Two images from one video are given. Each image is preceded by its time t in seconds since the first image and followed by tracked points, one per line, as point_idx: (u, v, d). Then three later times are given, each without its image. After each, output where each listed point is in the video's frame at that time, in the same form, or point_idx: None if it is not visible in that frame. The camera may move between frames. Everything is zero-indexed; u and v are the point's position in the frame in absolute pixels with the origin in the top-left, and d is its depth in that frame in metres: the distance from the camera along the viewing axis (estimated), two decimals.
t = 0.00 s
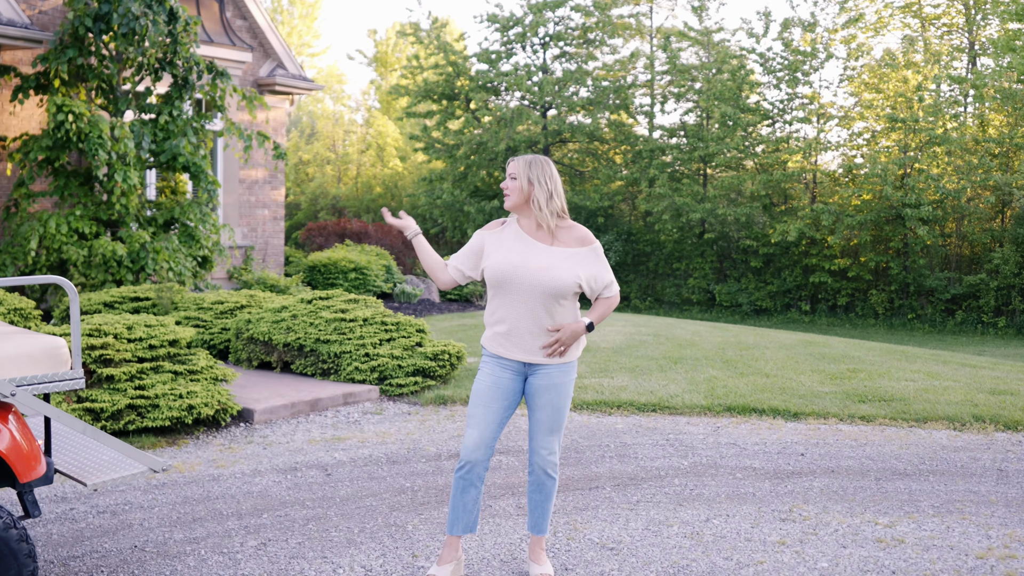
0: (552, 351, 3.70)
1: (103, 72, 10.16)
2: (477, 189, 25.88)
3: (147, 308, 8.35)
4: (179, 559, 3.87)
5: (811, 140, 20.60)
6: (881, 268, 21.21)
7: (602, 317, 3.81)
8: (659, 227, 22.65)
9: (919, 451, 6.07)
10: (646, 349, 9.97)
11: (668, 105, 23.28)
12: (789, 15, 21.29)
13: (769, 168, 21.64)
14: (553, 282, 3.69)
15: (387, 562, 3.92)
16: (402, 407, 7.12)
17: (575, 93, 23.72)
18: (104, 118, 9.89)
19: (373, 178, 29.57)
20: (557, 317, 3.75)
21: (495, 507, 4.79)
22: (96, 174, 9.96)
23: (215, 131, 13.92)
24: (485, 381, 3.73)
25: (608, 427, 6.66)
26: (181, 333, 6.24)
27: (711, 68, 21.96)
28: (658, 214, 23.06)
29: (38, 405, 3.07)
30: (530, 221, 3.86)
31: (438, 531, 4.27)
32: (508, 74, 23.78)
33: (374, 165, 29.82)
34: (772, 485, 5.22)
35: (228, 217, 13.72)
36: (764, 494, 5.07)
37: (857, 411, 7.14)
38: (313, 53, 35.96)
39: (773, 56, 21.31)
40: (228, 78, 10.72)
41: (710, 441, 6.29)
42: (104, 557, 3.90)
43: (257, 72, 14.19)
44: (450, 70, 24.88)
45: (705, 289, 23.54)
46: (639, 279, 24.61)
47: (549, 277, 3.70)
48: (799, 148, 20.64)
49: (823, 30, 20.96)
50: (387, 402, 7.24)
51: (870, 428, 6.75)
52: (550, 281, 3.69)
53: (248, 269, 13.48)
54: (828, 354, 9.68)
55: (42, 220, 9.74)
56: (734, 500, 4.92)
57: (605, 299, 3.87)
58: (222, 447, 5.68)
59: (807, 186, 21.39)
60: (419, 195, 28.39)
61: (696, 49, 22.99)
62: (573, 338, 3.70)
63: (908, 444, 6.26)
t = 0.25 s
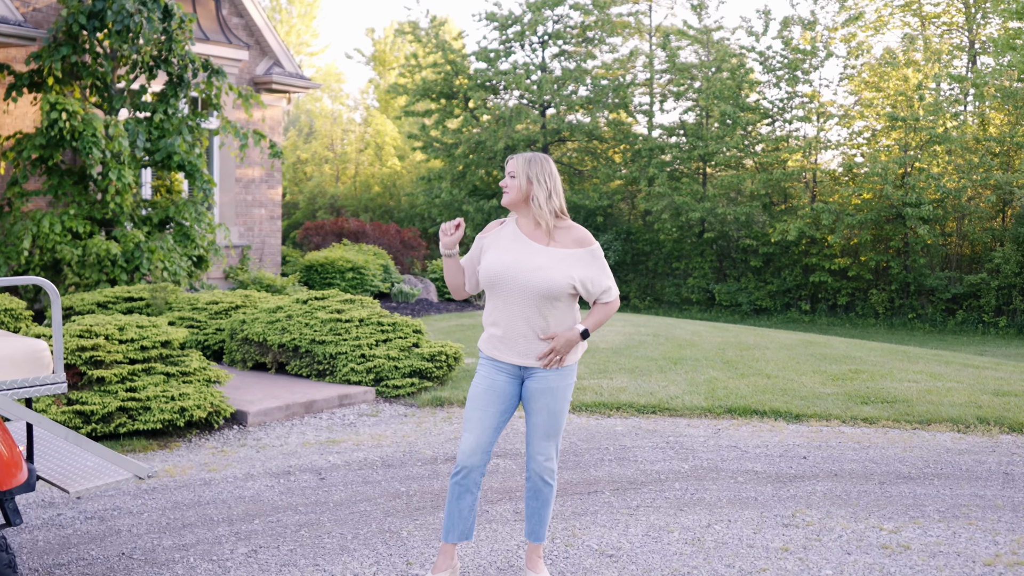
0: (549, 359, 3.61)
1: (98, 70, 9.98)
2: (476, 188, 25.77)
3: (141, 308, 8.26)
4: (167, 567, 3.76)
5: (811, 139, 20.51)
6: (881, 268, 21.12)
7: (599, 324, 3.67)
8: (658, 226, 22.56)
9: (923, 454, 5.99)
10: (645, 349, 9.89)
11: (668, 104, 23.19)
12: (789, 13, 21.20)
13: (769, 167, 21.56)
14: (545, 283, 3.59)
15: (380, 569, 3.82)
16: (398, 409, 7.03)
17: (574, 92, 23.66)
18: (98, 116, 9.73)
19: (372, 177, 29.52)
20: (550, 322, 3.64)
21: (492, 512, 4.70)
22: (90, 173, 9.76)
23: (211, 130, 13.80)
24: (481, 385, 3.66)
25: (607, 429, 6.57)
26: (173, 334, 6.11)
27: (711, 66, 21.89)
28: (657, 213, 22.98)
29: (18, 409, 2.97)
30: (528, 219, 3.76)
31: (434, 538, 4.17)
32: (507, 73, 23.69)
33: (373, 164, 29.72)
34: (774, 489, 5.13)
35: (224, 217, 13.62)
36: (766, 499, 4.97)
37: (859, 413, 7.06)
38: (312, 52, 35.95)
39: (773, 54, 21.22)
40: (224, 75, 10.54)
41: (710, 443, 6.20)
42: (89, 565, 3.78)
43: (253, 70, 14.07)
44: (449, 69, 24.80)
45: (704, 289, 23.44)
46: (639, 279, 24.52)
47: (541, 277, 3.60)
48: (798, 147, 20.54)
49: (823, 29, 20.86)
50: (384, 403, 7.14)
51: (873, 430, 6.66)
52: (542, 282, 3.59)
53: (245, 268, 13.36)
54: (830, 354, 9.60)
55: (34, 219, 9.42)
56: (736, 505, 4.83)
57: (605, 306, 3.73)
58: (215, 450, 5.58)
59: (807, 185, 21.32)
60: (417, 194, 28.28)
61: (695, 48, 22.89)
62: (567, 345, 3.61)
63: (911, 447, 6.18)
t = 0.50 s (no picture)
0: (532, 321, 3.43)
1: (92, 68, 9.84)
2: (475, 187, 25.66)
3: (135, 309, 8.15)
4: None
5: (811, 138, 20.42)
6: (882, 267, 21.04)
7: (588, 318, 3.49)
8: (658, 225, 22.48)
9: (927, 457, 5.90)
10: (645, 350, 9.80)
11: (668, 103, 23.09)
12: (789, 12, 21.09)
13: (769, 166, 21.49)
14: (546, 283, 3.53)
15: None
16: (395, 411, 6.93)
17: (574, 91, 23.60)
18: (92, 114, 9.54)
19: (371, 176, 29.44)
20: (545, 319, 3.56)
21: (489, 517, 4.61)
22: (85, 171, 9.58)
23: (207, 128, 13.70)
24: (476, 388, 3.56)
25: (606, 431, 6.48)
26: (165, 335, 5.99)
27: (711, 65, 21.82)
28: (657, 212, 22.89)
29: None
30: (531, 219, 3.66)
31: (428, 544, 4.08)
32: (506, 71, 23.60)
33: (372, 163, 29.64)
34: (777, 493, 5.05)
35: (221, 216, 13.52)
36: (768, 503, 4.88)
37: (862, 415, 6.98)
38: (312, 51, 35.95)
39: (773, 53, 21.14)
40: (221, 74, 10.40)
41: (711, 446, 6.10)
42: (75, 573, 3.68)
43: (250, 68, 13.97)
44: (448, 68, 24.72)
45: (705, 288, 23.34)
46: (639, 278, 24.44)
47: (542, 278, 3.53)
48: (799, 146, 20.45)
49: (824, 27, 20.77)
50: (380, 405, 7.05)
51: (877, 432, 6.57)
52: (542, 282, 3.53)
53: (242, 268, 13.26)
54: (831, 355, 9.51)
55: (28, 218, 9.27)
56: (737, 510, 4.74)
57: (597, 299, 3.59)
58: (207, 454, 5.48)
59: (807, 184, 21.25)
60: (417, 194, 28.18)
61: (695, 47, 22.78)
62: (551, 320, 3.44)
63: (915, 450, 6.09)
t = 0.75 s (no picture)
0: (502, 305, 3.32)
1: (88, 66, 9.70)
2: (475, 187, 25.56)
3: (129, 310, 8.05)
4: None
5: (813, 137, 20.32)
6: (884, 267, 20.93)
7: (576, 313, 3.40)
8: (659, 225, 22.39)
9: (932, 460, 5.80)
10: (646, 350, 9.71)
11: (669, 102, 22.96)
12: (790, 10, 20.99)
13: (771, 165, 21.38)
14: (547, 285, 3.43)
15: None
16: (392, 413, 6.84)
17: (574, 90, 23.52)
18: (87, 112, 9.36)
19: (371, 175, 29.36)
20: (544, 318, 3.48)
21: (485, 523, 4.51)
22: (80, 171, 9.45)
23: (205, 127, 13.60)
24: (472, 393, 3.45)
25: (606, 434, 6.39)
26: (158, 336, 5.88)
27: (712, 63, 21.71)
28: (658, 211, 22.80)
29: None
30: (525, 219, 3.53)
31: (422, 552, 3.98)
32: (506, 70, 23.50)
33: (372, 163, 29.55)
34: (779, 497, 4.95)
35: (219, 216, 13.43)
36: (770, 508, 4.79)
37: (866, 417, 6.88)
38: (312, 50, 36.09)
39: (775, 51, 21.02)
40: (217, 71, 10.29)
41: (712, 448, 6.01)
42: None
43: (248, 67, 13.87)
44: (448, 67, 24.63)
45: (706, 288, 23.24)
46: (639, 278, 24.34)
47: (543, 280, 3.44)
48: (800, 145, 20.35)
49: (826, 26, 20.65)
50: (377, 407, 6.96)
51: (880, 435, 6.47)
52: (542, 284, 3.43)
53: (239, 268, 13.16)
54: (834, 356, 9.41)
55: (23, 217, 9.11)
56: (739, 515, 4.64)
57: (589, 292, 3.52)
58: (200, 457, 5.38)
59: (809, 183, 21.15)
60: (417, 193, 28.10)
61: (696, 45, 22.70)
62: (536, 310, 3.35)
63: (920, 452, 5.99)
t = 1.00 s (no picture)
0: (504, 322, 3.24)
1: (84, 64, 9.56)
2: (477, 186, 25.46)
3: (125, 310, 7.95)
4: None
5: (815, 136, 20.23)
6: (887, 267, 20.82)
7: (578, 322, 3.34)
8: (662, 224, 22.28)
9: (939, 464, 5.70)
10: (648, 351, 9.61)
11: (671, 101, 22.85)
12: (793, 8, 20.87)
13: (774, 164, 21.27)
14: (547, 289, 3.34)
15: None
16: (389, 416, 6.74)
17: (577, 89, 23.42)
18: (84, 111, 9.21)
19: (373, 175, 29.28)
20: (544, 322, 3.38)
21: (482, 530, 4.42)
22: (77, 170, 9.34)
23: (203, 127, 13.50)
24: (468, 399, 3.34)
25: (606, 437, 6.30)
26: (151, 338, 5.77)
27: (715, 62, 21.59)
28: (660, 211, 22.70)
29: None
30: (519, 220, 3.42)
31: (417, 560, 3.88)
32: (508, 69, 23.40)
33: (373, 162, 29.47)
34: (783, 502, 4.86)
35: (219, 216, 13.36)
36: (774, 514, 4.69)
37: (871, 419, 6.78)
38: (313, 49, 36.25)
39: (777, 50, 20.92)
40: (216, 70, 10.19)
41: (714, 452, 5.91)
42: None
43: (247, 65, 13.79)
44: (450, 65, 24.53)
45: (709, 288, 23.15)
46: (642, 277, 24.25)
47: (542, 283, 3.34)
48: (803, 144, 20.26)
49: (829, 24, 20.52)
50: (374, 410, 6.86)
51: (885, 438, 6.37)
52: (542, 287, 3.34)
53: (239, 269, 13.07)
54: (837, 356, 9.30)
55: (20, 218, 8.95)
56: (742, 521, 4.54)
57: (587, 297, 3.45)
58: (193, 462, 5.29)
59: (812, 182, 21.04)
60: (418, 193, 28.01)
61: (699, 44, 22.60)
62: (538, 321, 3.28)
63: (926, 456, 5.89)
